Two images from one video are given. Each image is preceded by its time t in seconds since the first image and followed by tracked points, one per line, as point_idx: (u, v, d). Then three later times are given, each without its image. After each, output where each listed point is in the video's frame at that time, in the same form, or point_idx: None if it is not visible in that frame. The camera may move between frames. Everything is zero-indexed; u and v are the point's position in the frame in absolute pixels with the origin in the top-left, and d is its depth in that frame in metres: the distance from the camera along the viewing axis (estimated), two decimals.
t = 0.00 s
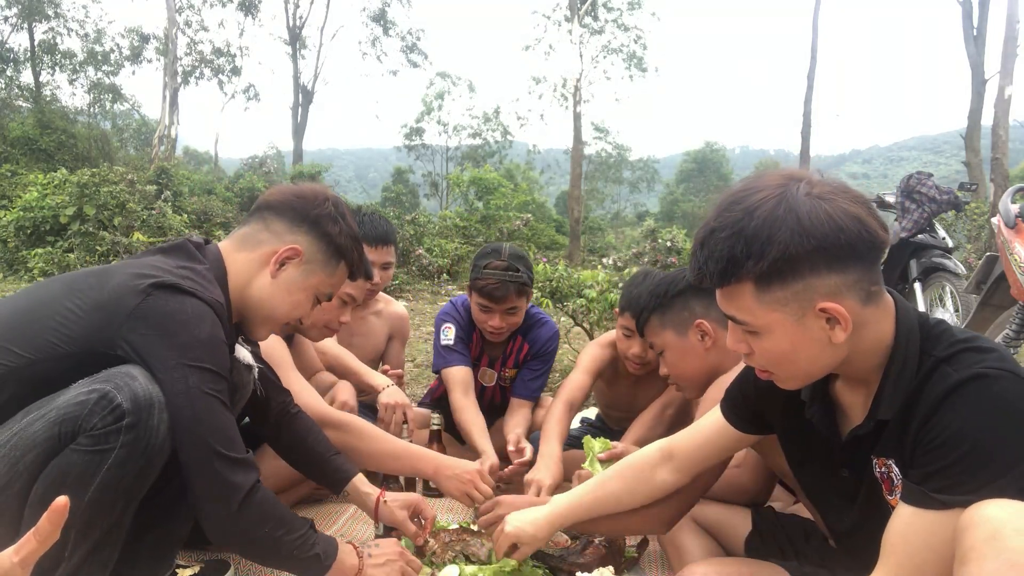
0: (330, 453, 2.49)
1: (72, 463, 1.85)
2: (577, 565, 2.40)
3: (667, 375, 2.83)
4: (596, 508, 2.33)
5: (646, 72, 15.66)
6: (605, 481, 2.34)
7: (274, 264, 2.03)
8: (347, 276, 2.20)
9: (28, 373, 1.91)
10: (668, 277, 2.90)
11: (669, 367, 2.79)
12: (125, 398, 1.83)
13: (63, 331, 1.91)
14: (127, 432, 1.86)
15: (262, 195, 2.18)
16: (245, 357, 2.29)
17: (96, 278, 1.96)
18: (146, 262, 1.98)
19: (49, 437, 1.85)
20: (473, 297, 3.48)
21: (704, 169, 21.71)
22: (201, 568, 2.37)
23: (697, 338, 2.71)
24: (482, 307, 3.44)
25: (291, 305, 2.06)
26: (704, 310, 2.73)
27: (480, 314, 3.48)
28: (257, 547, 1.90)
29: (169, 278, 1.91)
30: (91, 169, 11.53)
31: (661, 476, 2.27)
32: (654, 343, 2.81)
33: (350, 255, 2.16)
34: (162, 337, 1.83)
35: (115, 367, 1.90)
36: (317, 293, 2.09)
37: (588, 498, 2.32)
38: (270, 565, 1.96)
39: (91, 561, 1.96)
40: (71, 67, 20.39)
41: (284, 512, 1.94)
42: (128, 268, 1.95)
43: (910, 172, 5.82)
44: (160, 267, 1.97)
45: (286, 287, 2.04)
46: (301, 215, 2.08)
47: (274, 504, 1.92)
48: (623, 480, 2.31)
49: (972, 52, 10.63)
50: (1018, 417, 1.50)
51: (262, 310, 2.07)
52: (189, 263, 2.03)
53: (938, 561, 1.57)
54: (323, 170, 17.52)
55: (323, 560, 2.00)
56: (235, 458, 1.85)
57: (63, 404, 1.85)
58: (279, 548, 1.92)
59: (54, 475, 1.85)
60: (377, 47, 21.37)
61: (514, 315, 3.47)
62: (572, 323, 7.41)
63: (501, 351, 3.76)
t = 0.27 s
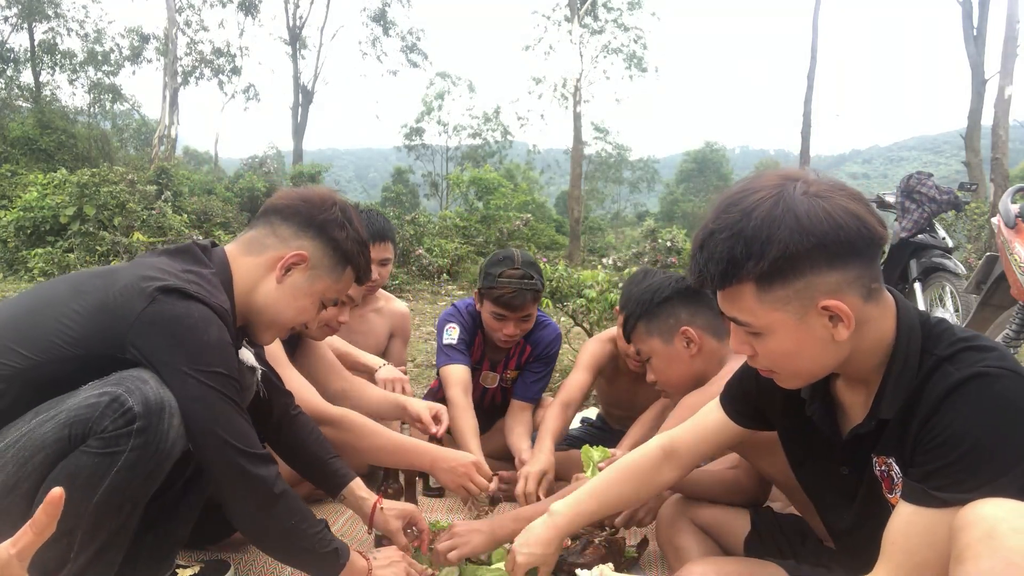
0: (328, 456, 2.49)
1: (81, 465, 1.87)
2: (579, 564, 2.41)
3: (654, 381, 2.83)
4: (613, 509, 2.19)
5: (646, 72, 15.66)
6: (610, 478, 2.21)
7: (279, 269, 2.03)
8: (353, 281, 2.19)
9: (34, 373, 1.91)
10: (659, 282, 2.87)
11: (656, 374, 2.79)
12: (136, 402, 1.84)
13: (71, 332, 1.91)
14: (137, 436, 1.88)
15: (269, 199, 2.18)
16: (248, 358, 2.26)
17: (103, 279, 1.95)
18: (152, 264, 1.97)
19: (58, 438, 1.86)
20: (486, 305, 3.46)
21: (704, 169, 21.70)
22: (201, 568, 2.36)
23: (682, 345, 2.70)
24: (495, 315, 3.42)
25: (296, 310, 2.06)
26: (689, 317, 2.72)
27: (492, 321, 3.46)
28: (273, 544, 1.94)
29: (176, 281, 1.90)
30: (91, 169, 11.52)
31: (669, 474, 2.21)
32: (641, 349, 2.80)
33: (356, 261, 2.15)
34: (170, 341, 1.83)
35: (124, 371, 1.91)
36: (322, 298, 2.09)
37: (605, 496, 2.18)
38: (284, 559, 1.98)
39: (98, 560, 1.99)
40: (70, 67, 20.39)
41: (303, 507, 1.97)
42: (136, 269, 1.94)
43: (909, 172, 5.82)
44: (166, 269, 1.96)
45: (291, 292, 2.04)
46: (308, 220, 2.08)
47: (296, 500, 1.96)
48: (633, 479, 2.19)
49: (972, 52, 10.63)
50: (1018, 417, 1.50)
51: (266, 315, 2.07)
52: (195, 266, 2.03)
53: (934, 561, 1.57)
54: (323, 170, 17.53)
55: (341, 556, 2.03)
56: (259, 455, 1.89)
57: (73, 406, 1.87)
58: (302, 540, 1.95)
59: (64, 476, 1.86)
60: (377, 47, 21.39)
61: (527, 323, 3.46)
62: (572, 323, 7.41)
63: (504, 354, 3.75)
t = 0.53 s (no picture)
0: (336, 464, 2.49)
1: (89, 467, 1.89)
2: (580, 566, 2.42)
3: (644, 387, 2.80)
4: (620, 520, 2.18)
5: (646, 72, 15.65)
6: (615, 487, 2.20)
7: (286, 275, 2.03)
8: (360, 285, 2.19)
9: (42, 375, 1.92)
10: (647, 290, 2.86)
11: (645, 381, 2.77)
12: (145, 405, 1.86)
13: (79, 334, 1.91)
14: (145, 439, 1.90)
15: (277, 202, 2.16)
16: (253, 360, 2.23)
17: (112, 281, 1.95)
18: (162, 267, 1.98)
19: (68, 440, 1.88)
20: (480, 311, 3.46)
21: (704, 169, 21.70)
22: (202, 568, 2.37)
23: (670, 351, 2.67)
24: (491, 321, 3.42)
25: (303, 315, 2.07)
26: (676, 324, 2.70)
27: (488, 327, 3.46)
28: (278, 545, 1.94)
29: (186, 285, 1.91)
30: (91, 169, 11.52)
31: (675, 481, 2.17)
32: (631, 355, 2.78)
33: (363, 265, 2.15)
34: (180, 345, 1.83)
35: (134, 373, 1.92)
36: (329, 303, 2.09)
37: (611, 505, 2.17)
38: (292, 561, 1.98)
39: (102, 563, 1.99)
40: (70, 67, 20.39)
41: (314, 510, 1.98)
42: (145, 272, 1.95)
43: (910, 172, 5.82)
44: (176, 273, 1.96)
45: (298, 297, 2.04)
46: (315, 224, 2.07)
47: (303, 502, 1.96)
48: (638, 485, 2.18)
49: (972, 52, 10.63)
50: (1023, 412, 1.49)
51: (273, 319, 2.08)
52: (205, 270, 2.04)
53: (939, 562, 1.56)
54: (323, 170, 17.53)
55: (351, 558, 2.04)
56: (263, 457, 1.89)
57: (84, 408, 1.89)
58: (307, 544, 1.95)
59: (72, 478, 1.88)
60: (377, 48, 21.39)
61: (522, 327, 3.46)
62: (572, 323, 7.42)
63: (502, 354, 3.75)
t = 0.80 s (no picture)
0: (336, 471, 2.48)
1: (90, 467, 1.89)
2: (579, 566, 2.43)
3: (642, 390, 2.78)
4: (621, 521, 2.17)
5: (646, 72, 15.65)
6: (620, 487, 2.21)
7: (289, 277, 2.03)
8: (364, 288, 2.19)
9: (43, 374, 1.92)
10: (643, 293, 2.85)
11: (643, 383, 2.74)
12: (146, 405, 1.86)
13: (79, 333, 1.91)
14: (145, 439, 1.90)
15: (281, 204, 2.16)
16: (257, 363, 2.25)
17: (113, 280, 1.95)
18: (164, 268, 1.98)
19: (68, 439, 1.88)
20: (474, 314, 3.46)
21: (704, 169, 21.71)
22: (201, 568, 2.37)
23: (667, 354, 2.65)
24: (485, 323, 3.41)
25: (306, 318, 2.07)
26: (673, 325, 2.67)
27: (483, 330, 3.45)
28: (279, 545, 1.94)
29: (187, 286, 1.91)
30: (91, 169, 11.52)
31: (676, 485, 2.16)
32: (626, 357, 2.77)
33: (367, 267, 2.14)
34: (180, 346, 1.83)
35: (134, 374, 1.92)
36: (331, 306, 2.09)
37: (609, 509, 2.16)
38: (295, 562, 1.99)
39: (101, 563, 1.98)
40: (70, 67, 20.39)
41: (317, 510, 1.98)
42: (147, 272, 1.95)
43: (910, 172, 5.83)
44: (178, 274, 1.96)
45: (300, 300, 2.04)
46: (319, 226, 2.06)
47: (305, 503, 1.96)
48: (640, 489, 2.17)
49: (972, 52, 10.63)
50: None
51: (276, 321, 2.08)
52: (208, 271, 2.04)
53: (943, 562, 1.53)
54: (323, 170, 17.52)
55: (353, 560, 2.04)
56: (262, 459, 1.88)
57: (85, 408, 1.89)
58: (309, 546, 1.95)
59: (72, 478, 1.89)
60: (377, 47, 21.39)
61: (517, 329, 3.45)
62: (572, 323, 7.40)
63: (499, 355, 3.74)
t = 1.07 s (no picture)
0: (333, 469, 2.50)
1: (93, 469, 1.89)
2: (578, 566, 2.44)
3: (643, 391, 2.78)
4: (626, 520, 2.17)
5: (647, 72, 15.64)
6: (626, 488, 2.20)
7: (289, 278, 2.03)
8: (364, 288, 2.18)
9: (46, 375, 1.92)
10: (643, 293, 2.84)
11: (643, 383, 2.75)
12: (149, 407, 1.86)
13: (81, 334, 1.90)
14: (148, 441, 1.90)
15: (282, 205, 2.15)
16: (256, 362, 2.24)
17: (115, 282, 1.95)
18: (166, 269, 1.98)
19: (71, 440, 1.88)
20: (474, 318, 3.46)
21: (705, 169, 21.70)
22: (202, 568, 2.37)
23: (669, 353, 2.65)
24: (485, 327, 3.41)
25: (307, 318, 2.07)
26: (674, 325, 2.67)
27: (483, 334, 3.46)
28: (283, 546, 1.94)
29: (189, 288, 1.90)
30: (91, 169, 11.51)
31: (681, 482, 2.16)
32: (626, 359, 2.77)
33: (367, 267, 2.14)
34: (182, 347, 1.82)
35: (137, 375, 1.92)
36: (332, 306, 2.08)
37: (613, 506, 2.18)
38: (298, 562, 1.99)
39: (103, 565, 1.98)
40: (70, 66, 20.38)
41: (319, 511, 1.98)
42: (148, 273, 1.95)
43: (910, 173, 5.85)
44: (180, 276, 1.96)
45: (301, 301, 2.04)
46: (318, 226, 2.06)
47: (308, 504, 1.96)
48: (648, 487, 2.17)
49: (972, 52, 10.63)
50: None
51: (277, 321, 2.08)
52: (209, 272, 2.04)
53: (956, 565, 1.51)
54: (323, 170, 17.52)
55: (354, 561, 2.05)
56: (264, 461, 1.87)
57: (88, 409, 1.89)
58: (313, 547, 1.96)
59: (74, 479, 1.89)
60: (377, 48, 21.36)
61: (518, 332, 3.46)
62: (572, 323, 7.40)
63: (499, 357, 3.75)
